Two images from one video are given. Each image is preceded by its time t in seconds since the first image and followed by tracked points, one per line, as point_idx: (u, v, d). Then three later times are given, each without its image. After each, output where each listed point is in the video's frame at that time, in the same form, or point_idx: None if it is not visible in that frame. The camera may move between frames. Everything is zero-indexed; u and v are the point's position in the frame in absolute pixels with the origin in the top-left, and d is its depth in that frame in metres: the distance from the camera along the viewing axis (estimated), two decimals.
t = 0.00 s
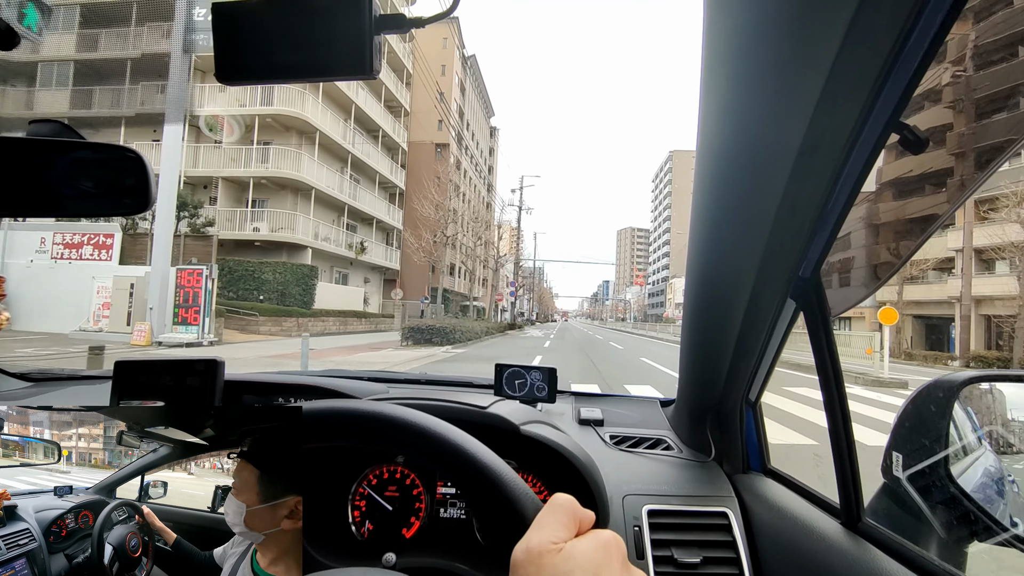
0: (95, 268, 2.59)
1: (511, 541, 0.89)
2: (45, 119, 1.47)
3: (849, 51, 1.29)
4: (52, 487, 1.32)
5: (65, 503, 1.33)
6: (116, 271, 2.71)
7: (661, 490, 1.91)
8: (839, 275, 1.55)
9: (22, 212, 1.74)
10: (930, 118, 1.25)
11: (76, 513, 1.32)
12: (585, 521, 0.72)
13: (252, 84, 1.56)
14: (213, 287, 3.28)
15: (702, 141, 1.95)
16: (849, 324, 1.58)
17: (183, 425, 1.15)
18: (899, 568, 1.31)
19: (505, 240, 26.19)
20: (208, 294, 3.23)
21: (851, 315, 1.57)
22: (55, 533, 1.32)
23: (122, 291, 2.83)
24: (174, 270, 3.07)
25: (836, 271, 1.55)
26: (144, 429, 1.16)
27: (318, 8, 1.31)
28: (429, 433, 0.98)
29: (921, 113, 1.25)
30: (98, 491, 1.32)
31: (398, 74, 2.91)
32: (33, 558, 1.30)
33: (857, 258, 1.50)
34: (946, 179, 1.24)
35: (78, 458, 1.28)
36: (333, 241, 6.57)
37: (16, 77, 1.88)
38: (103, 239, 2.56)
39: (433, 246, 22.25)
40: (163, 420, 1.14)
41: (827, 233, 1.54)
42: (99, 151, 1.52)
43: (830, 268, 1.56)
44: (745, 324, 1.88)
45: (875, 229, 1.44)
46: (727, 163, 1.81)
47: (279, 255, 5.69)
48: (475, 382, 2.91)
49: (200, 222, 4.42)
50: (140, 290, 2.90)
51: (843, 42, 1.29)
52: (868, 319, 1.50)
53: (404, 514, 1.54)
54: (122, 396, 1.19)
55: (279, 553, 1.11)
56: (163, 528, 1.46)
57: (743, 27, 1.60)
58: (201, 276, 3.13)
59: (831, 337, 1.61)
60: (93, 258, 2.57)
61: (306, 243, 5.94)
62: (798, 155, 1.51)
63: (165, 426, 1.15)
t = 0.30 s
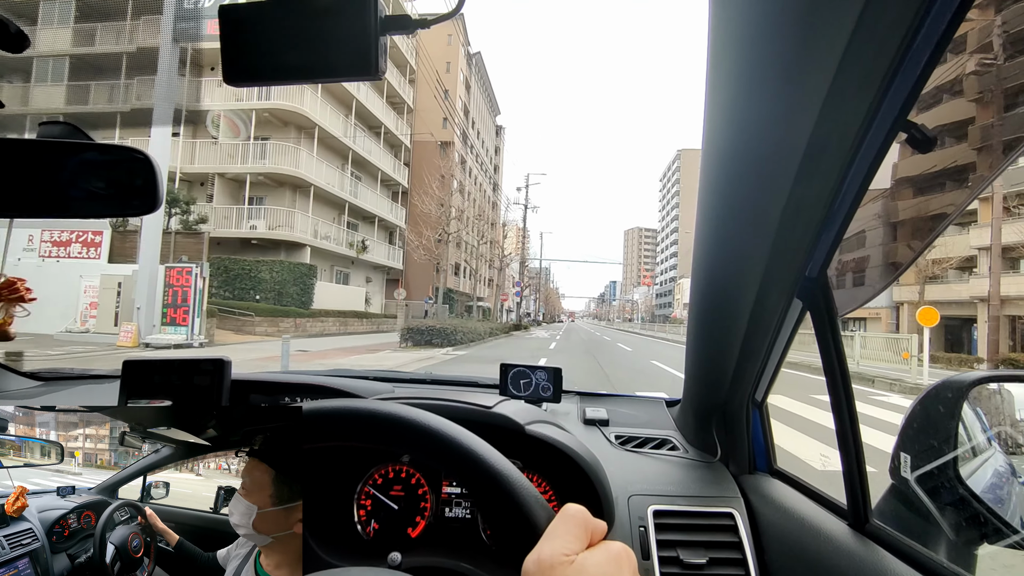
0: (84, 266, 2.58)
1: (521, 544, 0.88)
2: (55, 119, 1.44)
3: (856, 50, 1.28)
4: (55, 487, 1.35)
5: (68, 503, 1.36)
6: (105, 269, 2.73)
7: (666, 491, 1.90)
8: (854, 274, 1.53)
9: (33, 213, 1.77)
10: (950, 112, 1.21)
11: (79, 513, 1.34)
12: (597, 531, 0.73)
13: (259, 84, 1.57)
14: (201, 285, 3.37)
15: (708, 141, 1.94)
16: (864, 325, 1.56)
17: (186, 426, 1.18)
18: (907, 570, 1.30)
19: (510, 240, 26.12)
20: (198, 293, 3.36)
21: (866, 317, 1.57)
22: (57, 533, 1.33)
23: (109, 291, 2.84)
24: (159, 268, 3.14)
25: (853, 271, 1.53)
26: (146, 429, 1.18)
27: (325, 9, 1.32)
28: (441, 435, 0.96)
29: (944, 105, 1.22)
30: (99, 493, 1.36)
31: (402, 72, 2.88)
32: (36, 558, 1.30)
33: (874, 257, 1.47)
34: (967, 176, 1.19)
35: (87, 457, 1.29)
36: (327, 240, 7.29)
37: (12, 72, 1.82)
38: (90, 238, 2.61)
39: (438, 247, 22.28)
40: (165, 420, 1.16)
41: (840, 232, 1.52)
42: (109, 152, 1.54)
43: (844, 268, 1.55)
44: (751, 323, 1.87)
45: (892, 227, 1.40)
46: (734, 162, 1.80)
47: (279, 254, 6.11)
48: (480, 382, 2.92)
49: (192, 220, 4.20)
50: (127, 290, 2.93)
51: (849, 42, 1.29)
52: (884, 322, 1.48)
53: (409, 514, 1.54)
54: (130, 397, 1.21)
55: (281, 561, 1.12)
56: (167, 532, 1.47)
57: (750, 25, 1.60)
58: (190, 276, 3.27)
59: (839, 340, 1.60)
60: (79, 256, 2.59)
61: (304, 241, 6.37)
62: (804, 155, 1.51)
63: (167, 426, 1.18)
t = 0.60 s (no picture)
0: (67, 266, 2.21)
1: (526, 543, 0.88)
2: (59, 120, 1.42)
3: (862, 47, 1.27)
4: (59, 487, 1.33)
5: (70, 503, 1.36)
6: (86, 267, 2.39)
7: (670, 491, 1.90)
8: (866, 273, 1.52)
9: (41, 213, 1.77)
10: (959, 109, 1.19)
11: (81, 513, 1.36)
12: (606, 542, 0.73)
13: (265, 86, 1.57)
14: (184, 284, 3.65)
15: (712, 141, 1.94)
16: (878, 326, 1.52)
17: (187, 427, 1.18)
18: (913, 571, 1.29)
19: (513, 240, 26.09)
20: (179, 295, 3.62)
21: (880, 317, 1.51)
22: (60, 532, 1.33)
23: (89, 291, 2.61)
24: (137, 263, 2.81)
25: (864, 270, 1.52)
26: (149, 430, 1.19)
27: (331, 10, 1.33)
28: (447, 436, 0.95)
29: (962, 98, 1.18)
30: (100, 493, 1.38)
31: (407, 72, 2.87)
32: (38, 556, 1.30)
33: (888, 255, 1.44)
34: (992, 171, 1.15)
35: (94, 458, 1.30)
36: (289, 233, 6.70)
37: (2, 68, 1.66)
38: (74, 233, 2.20)
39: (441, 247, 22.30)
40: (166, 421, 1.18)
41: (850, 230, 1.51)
42: (116, 154, 1.55)
43: (860, 269, 1.53)
44: (755, 323, 1.87)
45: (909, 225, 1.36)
46: (738, 163, 1.81)
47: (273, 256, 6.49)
48: (483, 382, 2.92)
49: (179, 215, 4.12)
50: (106, 290, 2.83)
51: (854, 40, 1.29)
52: (899, 323, 1.43)
53: (413, 513, 1.54)
54: (135, 397, 1.21)
55: (285, 563, 1.12)
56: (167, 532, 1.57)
57: (753, 24, 1.59)
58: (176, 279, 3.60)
59: (844, 339, 1.59)
60: (63, 252, 2.17)
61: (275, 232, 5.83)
62: (809, 154, 1.50)
63: (170, 427, 1.19)
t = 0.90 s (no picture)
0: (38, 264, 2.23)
1: (534, 545, 0.89)
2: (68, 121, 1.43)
3: (868, 46, 1.27)
4: (61, 488, 1.43)
5: (71, 503, 1.42)
6: (59, 265, 2.38)
7: (674, 492, 1.90)
8: (880, 273, 1.45)
9: (45, 213, 1.78)
10: (975, 104, 1.15)
11: (83, 513, 1.38)
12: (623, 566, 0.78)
13: (268, 86, 1.58)
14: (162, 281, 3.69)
15: (715, 142, 1.95)
16: (893, 326, 1.44)
17: (190, 426, 1.21)
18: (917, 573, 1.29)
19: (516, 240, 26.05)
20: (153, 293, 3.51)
21: (895, 318, 1.44)
22: (62, 532, 1.38)
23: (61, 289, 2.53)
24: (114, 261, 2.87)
25: (878, 270, 1.45)
26: (150, 430, 1.22)
27: (337, 9, 1.33)
28: (454, 437, 0.95)
29: (978, 91, 1.15)
30: (105, 492, 1.40)
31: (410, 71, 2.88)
32: (42, 556, 1.35)
33: (903, 254, 1.36)
34: (1004, 167, 1.11)
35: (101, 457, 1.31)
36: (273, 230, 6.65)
37: None
38: (48, 230, 2.18)
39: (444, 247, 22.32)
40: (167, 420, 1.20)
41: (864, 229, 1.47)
42: (121, 154, 1.56)
43: (876, 268, 1.46)
44: (758, 324, 1.86)
45: (926, 223, 1.29)
46: (742, 163, 1.81)
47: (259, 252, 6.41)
48: (486, 382, 2.92)
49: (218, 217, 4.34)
50: (80, 289, 2.71)
51: (859, 40, 1.29)
52: (915, 323, 1.35)
53: (416, 513, 1.54)
54: (139, 397, 1.21)
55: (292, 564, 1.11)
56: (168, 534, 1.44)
57: (758, 24, 1.59)
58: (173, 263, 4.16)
59: (848, 339, 1.56)
60: (36, 249, 2.17)
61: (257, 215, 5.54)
62: (814, 154, 1.50)
63: (172, 427, 1.21)
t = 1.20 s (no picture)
0: None
1: (539, 548, 0.88)
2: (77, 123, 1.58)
3: (870, 47, 1.27)
4: (64, 487, 1.33)
5: (75, 503, 1.33)
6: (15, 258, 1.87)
7: (677, 493, 1.89)
8: (892, 271, 1.45)
9: (48, 213, 1.79)
10: (988, 99, 1.14)
11: (86, 513, 1.30)
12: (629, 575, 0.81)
13: (272, 87, 1.58)
14: (127, 280, 2.86)
15: (718, 140, 1.94)
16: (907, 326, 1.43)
17: (195, 425, 1.26)
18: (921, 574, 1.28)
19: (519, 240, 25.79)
20: (121, 289, 2.80)
21: (907, 318, 1.42)
22: (66, 532, 1.27)
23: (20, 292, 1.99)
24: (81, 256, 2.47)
25: (889, 268, 1.45)
26: (153, 430, 1.25)
27: (338, 12, 1.34)
28: (461, 440, 0.94)
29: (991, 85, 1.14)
30: (107, 492, 1.35)
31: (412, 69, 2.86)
32: (44, 555, 1.22)
33: (919, 252, 1.37)
34: (1013, 166, 1.10)
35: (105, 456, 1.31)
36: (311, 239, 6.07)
37: None
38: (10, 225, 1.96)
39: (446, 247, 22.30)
40: (171, 420, 1.24)
41: (873, 227, 1.48)
42: (125, 155, 1.57)
43: (887, 267, 1.46)
44: (760, 324, 1.86)
45: (942, 219, 1.30)
46: (744, 164, 1.81)
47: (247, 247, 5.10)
48: (489, 382, 2.92)
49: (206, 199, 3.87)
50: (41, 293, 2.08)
51: (862, 39, 1.28)
52: (930, 324, 1.31)
53: (418, 513, 1.54)
54: (143, 396, 1.27)
55: (298, 564, 1.11)
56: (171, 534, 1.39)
57: (760, 23, 1.59)
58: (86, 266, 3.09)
59: (853, 340, 1.57)
60: None
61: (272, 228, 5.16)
62: (817, 154, 1.49)
63: (176, 427, 1.25)
